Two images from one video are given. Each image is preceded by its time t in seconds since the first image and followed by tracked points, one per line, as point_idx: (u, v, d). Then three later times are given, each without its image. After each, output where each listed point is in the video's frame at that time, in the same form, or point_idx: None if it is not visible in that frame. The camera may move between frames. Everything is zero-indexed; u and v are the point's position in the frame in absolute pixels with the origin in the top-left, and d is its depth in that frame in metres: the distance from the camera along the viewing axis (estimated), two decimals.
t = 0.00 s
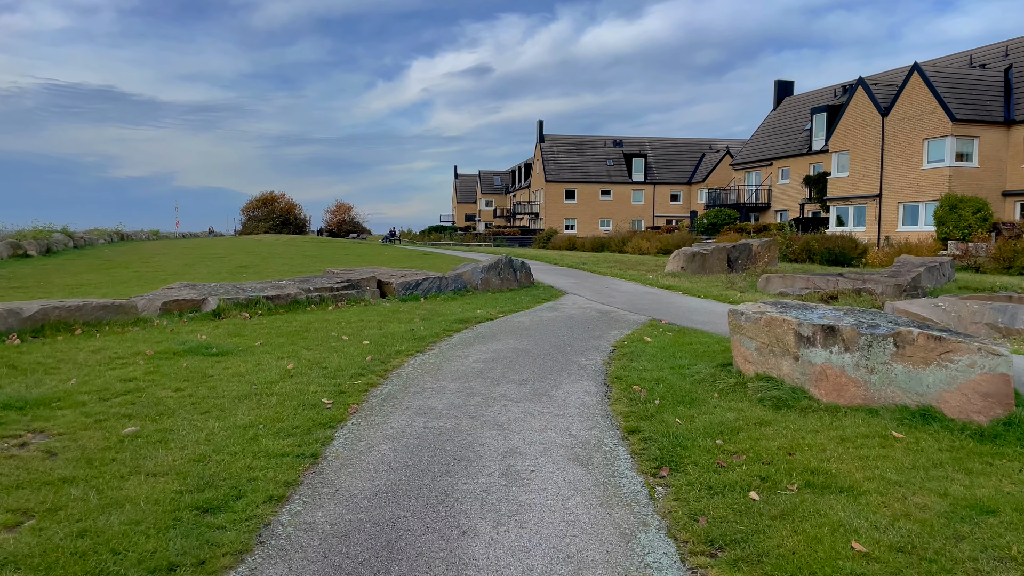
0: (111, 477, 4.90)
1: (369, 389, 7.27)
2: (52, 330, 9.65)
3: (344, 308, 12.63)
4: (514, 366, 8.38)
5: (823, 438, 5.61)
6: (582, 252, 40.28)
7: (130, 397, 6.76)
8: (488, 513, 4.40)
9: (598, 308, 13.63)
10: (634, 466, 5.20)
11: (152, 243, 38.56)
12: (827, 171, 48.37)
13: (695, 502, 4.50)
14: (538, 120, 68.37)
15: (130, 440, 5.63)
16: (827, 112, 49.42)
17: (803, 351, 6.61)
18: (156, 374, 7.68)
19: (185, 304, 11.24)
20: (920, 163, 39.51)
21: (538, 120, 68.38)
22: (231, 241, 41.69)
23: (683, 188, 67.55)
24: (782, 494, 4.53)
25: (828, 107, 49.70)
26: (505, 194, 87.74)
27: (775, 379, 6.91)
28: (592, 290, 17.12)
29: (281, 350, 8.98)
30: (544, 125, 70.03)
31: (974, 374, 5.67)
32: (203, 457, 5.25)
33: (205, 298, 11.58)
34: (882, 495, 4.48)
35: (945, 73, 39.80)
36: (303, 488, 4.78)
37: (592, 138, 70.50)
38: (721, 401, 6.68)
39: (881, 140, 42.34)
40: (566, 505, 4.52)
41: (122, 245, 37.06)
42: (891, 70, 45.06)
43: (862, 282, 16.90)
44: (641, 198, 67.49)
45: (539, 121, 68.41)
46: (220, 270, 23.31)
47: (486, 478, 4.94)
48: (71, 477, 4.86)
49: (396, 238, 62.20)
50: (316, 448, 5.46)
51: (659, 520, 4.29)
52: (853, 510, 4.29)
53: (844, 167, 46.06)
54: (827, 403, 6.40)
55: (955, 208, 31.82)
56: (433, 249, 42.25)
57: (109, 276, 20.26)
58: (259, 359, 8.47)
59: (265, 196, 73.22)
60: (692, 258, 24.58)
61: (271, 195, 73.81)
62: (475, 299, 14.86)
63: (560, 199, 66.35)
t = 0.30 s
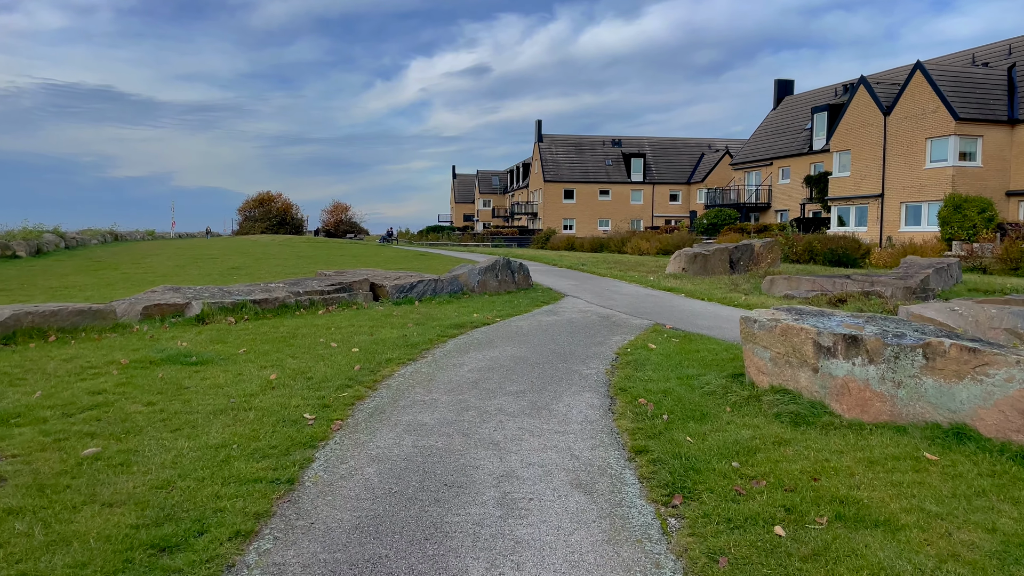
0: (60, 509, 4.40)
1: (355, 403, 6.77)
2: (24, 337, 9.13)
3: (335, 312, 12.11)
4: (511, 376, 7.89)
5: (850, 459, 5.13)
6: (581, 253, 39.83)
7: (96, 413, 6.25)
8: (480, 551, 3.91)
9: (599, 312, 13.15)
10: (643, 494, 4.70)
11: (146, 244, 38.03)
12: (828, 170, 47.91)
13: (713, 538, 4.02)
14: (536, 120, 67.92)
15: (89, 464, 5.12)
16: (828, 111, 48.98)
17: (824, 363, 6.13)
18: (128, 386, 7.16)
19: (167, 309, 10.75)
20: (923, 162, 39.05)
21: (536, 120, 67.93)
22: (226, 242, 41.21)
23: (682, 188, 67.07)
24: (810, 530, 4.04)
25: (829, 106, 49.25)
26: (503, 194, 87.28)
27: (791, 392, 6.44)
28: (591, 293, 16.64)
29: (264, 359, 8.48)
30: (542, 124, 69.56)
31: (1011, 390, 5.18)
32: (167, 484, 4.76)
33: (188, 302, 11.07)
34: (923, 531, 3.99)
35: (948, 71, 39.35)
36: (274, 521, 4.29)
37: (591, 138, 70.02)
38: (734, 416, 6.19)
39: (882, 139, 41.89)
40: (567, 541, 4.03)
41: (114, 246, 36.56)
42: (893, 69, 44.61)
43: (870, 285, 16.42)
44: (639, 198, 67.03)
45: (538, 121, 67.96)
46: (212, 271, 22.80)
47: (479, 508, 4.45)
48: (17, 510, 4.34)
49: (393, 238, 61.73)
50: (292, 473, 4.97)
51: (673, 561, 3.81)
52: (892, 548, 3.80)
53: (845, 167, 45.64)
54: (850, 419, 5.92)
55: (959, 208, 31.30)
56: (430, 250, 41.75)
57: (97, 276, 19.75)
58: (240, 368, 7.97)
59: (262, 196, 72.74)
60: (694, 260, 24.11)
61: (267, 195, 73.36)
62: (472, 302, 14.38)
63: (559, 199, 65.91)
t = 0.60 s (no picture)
0: None
1: (335, 411, 6.27)
2: None
3: (322, 312, 11.61)
4: (504, 380, 7.41)
5: (875, 474, 4.66)
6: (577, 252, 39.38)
7: (51, 423, 5.75)
8: None
9: (596, 312, 12.67)
10: (649, 515, 4.21)
11: (135, 243, 37.44)
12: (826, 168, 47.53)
13: (730, 569, 3.55)
14: (532, 118, 67.46)
15: (34, 481, 4.61)
16: (826, 109, 48.58)
17: (842, 368, 5.66)
18: (92, 392, 6.65)
19: (144, 309, 10.26)
20: (922, 160, 38.66)
21: (532, 118, 67.47)
22: (217, 241, 40.65)
23: (679, 186, 66.63)
24: (840, 560, 3.57)
25: (827, 103, 48.85)
26: (499, 193, 86.80)
27: (804, 398, 5.98)
28: (588, 292, 16.15)
29: (242, 363, 7.96)
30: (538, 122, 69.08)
31: None
32: (117, 505, 4.27)
33: (167, 302, 10.57)
34: (968, 561, 3.52)
35: (948, 68, 38.95)
36: (233, 548, 3.80)
37: (587, 136, 69.57)
38: (744, 425, 5.71)
39: (881, 136, 41.50)
40: (564, 573, 3.55)
41: (104, 244, 36.01)
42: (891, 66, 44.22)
43: (874, 283, 15.96)
44: (636, 196, 66.58)
45: (534, 119, 67.51)
46: (199, 270, 22.25)
47: (465, 533, 3.96)
48: None
49: (388, 237, 61.24)
50: (258, 491, 4.47)
51: None
52: None
53: (843, 165, 45.25)
54: (870, 428, 5.46)
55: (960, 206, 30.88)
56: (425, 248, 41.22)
57: (81, 276, 19.22)
58: (215, 372, 7.47)
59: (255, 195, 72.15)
60: (692, 258, 23.66)
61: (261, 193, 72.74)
62: (465, 301, 13.90)
63: (554, 198, 65.46)
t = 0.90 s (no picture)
0: None
1: (303, 433, 5.75)
2: None
3: (298, 317, 11.07)
4: (488, 394, 6.91)
5: (897, 510, 4.20)
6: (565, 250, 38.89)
7: None
8: None
9: (585, 316, 12.17)
10: (648, 563, 3.73)
11: (114, 241, 36.66)
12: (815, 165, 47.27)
13: None
14: (519, 114, 66.88)
15: None
16: (814, 105, 48.30)
17: (854, 386, 5.19)
18: (36, 412, 6.10)
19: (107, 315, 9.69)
20: (912, 157, 38.41)
21: (520, 114, 66.89)
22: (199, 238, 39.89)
23: (667, 183, 66.29)
24: None
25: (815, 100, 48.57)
26: (486, 189, 86.16)
27: (812, 417, 5.51)
28: (577, 293, 15.65)
29: (205, 377, 7.41)
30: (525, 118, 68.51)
31: None
32: (44, 554, 3.76)
33: (132, 307, 9.98)
34: None
35: (937, 64, 38.73)
36: None
37: (575, 132, 69.08)
38: (748, 448, 5.24)
39: (870, 133, 41.24)
40: None
41: (82, 242, 35.20)
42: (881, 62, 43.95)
43: (870, 284, 15.55)
44: (623, 193, 66.18)
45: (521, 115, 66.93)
46: (177, 269, 21.58)
47: None
48: None
49: (373, 234, 60.57)
50: (206, 536, 3.96)
51: None
52: None
53: (832, 162, 45.00)
54: (885, 453, 5.00)
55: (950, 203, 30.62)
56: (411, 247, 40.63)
57: (52, 277, 18.56)
58: (175, 388, 6.93)
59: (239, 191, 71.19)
60: (681, 257, 23.22)
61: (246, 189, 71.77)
62: (449, 304, 13.37)
63: (542, 195, 64.96)
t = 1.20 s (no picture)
0: None
1: (270, 454, 5.21)
2: None
3: (278, 320, 10.52)
4: (476, 406, 6.39)
5: (935, 548, 3.71)
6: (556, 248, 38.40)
7: None
8: None
9: (579, 318, 11.68)
10: None
11: (96, 239, 35.88)
12: (808, 162, 46.95)
13: None
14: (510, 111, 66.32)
15: None
16: (807, 102, 47.95)
17: (880, 402, 4.71)
18: None
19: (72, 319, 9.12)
20: (907, 154, 38.07)
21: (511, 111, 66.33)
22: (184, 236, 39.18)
23: (658, 180, 65.88)
24: None
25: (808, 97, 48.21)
26: (477, 186, 85.58)
27: (830, 436, 5.03)
28: (570, 293, 15.16)
29: (169, 388, 6.85)
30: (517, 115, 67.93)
31: None
32: None
33: (99, 309, 9.41)
34: None
35: (932, 61, 38.39)
36: None
37: (566, 129, 68.56)
38: (762, 471, 4.75)
39: (864, 130, 40.91)
40: None
41: (64, 241, 34.50)
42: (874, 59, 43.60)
43: (871, 284, 15.10)
44: (615, 190, 65.72)
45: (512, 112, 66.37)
46: (157, 269, 20.96)
47: None
48: None
49: (363, 232, 59.90)
50: None
51: None
52: None
53: (825, 159, 44.66)
54: (915, 477, 4.52)
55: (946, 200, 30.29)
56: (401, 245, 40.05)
57: (25, 277, 17.93)
58: (136, 401, 6.38)
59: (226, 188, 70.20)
60: (677, 255, 22.72)
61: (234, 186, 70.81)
62: (437, 305, 12.85)
63: (533, 192, 64.44)
